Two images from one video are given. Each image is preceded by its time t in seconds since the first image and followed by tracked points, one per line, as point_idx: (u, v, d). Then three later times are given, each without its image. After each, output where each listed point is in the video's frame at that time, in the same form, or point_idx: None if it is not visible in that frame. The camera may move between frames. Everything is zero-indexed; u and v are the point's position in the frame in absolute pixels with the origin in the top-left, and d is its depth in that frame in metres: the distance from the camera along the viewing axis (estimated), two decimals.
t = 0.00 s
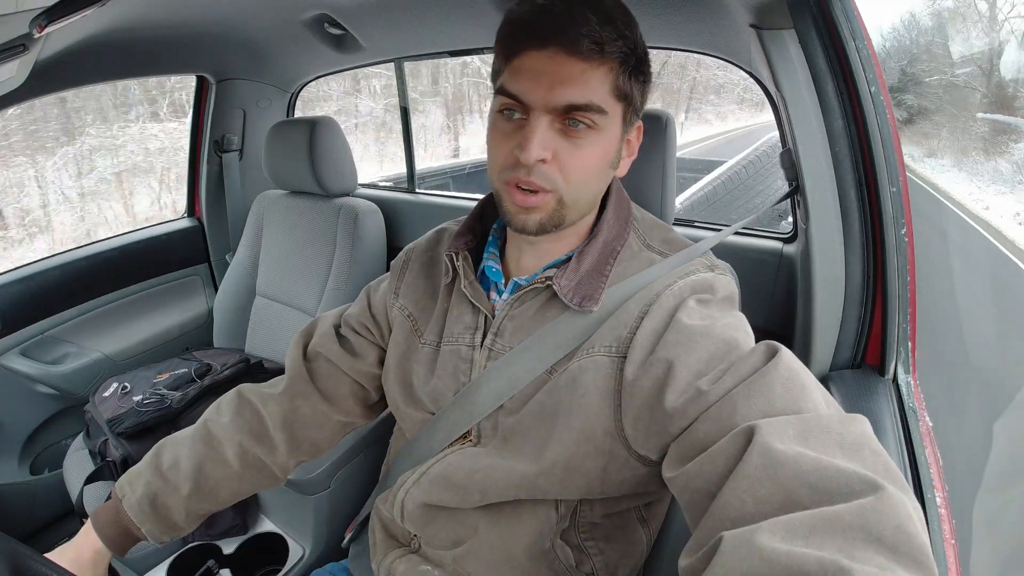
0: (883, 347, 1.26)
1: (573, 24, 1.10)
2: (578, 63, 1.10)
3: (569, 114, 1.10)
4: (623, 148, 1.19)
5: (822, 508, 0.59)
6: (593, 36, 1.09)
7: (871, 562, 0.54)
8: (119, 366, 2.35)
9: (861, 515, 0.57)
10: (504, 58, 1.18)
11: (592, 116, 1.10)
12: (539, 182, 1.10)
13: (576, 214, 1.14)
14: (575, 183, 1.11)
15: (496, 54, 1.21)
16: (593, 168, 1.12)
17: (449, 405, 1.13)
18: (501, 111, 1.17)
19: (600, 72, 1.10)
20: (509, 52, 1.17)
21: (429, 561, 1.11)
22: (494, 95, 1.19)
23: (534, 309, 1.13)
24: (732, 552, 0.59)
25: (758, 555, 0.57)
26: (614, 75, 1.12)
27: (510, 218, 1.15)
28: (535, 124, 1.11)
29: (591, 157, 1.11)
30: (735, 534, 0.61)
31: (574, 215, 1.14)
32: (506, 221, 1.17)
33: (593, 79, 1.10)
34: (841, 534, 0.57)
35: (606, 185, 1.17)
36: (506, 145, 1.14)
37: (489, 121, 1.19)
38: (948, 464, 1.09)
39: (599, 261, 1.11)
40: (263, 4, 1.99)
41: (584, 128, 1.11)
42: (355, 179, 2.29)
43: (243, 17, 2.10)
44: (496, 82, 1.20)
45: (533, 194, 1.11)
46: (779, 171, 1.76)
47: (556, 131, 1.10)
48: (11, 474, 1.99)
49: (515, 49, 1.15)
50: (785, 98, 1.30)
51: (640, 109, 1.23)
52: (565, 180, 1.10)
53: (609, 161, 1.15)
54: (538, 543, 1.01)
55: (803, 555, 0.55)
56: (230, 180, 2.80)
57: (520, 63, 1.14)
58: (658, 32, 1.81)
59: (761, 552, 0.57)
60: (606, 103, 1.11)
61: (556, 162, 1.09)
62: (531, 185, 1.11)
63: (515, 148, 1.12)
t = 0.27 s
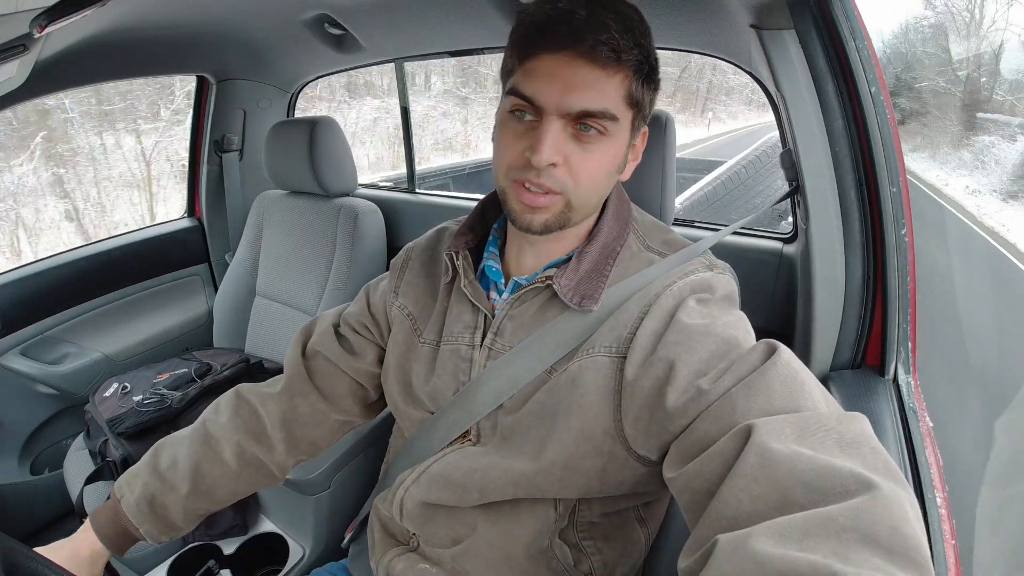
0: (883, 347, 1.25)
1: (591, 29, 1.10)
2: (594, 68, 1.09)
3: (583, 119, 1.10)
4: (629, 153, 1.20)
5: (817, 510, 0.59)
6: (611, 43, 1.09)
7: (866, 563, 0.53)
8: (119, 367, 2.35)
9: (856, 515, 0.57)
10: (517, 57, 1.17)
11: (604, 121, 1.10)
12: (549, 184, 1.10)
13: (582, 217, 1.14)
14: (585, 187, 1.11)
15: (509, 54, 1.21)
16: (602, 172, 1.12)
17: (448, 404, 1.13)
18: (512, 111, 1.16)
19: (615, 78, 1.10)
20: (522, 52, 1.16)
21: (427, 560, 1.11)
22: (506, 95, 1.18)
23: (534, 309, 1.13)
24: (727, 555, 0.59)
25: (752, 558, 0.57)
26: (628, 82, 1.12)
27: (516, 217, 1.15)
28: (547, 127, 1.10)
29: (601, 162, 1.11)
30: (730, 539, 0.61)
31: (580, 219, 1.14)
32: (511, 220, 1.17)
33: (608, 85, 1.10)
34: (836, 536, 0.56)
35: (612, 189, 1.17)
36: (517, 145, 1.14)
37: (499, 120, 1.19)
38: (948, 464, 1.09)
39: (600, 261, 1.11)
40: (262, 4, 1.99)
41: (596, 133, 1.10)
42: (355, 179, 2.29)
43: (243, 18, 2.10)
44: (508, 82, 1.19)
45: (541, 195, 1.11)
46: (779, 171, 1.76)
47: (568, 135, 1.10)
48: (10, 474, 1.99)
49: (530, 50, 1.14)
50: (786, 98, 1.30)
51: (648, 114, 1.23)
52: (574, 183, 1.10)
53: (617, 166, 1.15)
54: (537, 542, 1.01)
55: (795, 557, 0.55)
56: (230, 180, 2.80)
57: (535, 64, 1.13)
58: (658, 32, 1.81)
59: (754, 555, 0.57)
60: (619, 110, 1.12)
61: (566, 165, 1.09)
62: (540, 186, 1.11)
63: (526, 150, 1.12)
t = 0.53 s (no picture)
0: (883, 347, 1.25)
1: (572, 26, 1.10)
2: (577, 64, 1.10)
3: (568, 115, 1.11)
4: (621, 148, 1.19)
5: (809, 510, 0.59)
6: (592, 38, 1.09)
7: (860, 563, 0.54)
8: (119, 367, 2.35)
9: (850, 514, 0.57)
10: (504, 58, 1.18)
11: (589, 116, 1.11)
12: (538, 180, 1.10)
13: (574, 213, 1.14)
14: (574, 182, 1.11)
15: (496, 55, 1.21)
16: (592, 167, 1.12)
17: (446, 403, 1.13)
18: (501, 112, 1.17)
19: (599, 73, 1.11)
20: (509, 53, 1.17)
21: (425, 560, 1.10)
22: (494, 96, 1.19)
23: (534, 309, 1.13)
24: (721, 557, 0.59)
25: (746, 559, 0.57)
26: (613, 75, 1.12)
27: (508, 214, 1.16)
28: (534, 124, 1.11)
29: (589, 157, 1.12)
30: (724, 540, 0.61)
31: (572, 214, 1.14)
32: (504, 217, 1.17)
33: (592, 79, 1.10)
34: (829, 535, 0.56)
35: (604, 184, 1.17)
36: (506, 144, 1.15)
37: (490, 122, 1.20)
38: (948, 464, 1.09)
39: (599, 260, 1.11)
40: (263, 4, 1.99)
41: (583, 128, 1.11)
42: (355, 179, 2.29)
43: (243, 18, 2.10)
44: (497, 83, 1.20)
45: (531, 191, 1.12)
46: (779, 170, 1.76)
47: (555, 131, 1.11)
48: (10, 473, 1.99)
49: (515, 50, 1.15)
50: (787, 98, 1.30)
51: (639, 108, 1.22)
52: (563, 179, 1.11)
53: (607, 161, 1.15)
54: (535, 541, 1.01)
55: (789, 558, 0.55)
56: (230, 180, 2.80)
57: (520, 64, 1.14)
58: (658, 32, 1.81)
59: (748, 556, 0.57)
60: (605, 104, 1.12)
61: (554, 161, 1.10)
62: (530, 183, 1.11)
63: (514, 147, 1.13)
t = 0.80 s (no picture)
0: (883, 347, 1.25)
1: (560, 25, 1.10)
2: (566, 62, 1.10)
3: (560, 114, 1.11)
4: (617, 146, 1.19)
5: (807, 511, 0.59)
6: (580, 35, 1.09)
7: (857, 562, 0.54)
8: (119, 367, 2.35)
9: (848, 515, 0.57)
10: (497, 60, 1.19)
11: (580, 114, 1.10)
12: (531, 180, 1.10)
13: (570, 212, 1.14)
14: (567, 180, 1.11)
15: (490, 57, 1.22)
16: (586, 165, 1.12)
17: (446, 404, 1.13)
18: (495, 113, 1.18)
19: (589, 71, 1.10)
20: (501, 53, 1.17)
21: (425, 560, 1.10)
22: (489, 97, 1.19)
23: (535, 310, 1.13)
24: (720, 558, 0.59)
25: (745, 561, 0.57)
26: (604, 73, 1.11)
27: (504, 214, 1.16)
28: (526, 124, 1.12)
29: (583, 155, 1.12)
30: (722, 540, 0.61)
31: (567, 213, 1.14)
32: (500, 217, 1.17)
33: (581, 78, 1.10)
34: (828, 535, 0.56)
35: (600, 182, 1.17)
36: (501, 144, 1.15)
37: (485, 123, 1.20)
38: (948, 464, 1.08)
39: (599, 261, 1.11)
40: (263, 4, 1.99)
41: (575, 127, 1.11)
42: (355, 179, 2.29)
43: (242, 18, 2.10)
44: (491, 85, 1.20)
45: (525, 190, 1.12)
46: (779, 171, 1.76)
47: (547, 130, 1.11)
48: (10, 474, 1.99)
49: (506, 51, 1.16)
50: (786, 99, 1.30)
51: (635, 105, 1.22)
52: (557, 177, 1.11)
53: (602, 159, 1.15)
54: (534, 541, 1.01)
55: (788, 560, 0.54)
56: (230, 180, 2.80)
57: (511, 64, 1.15)
58: (658, 32, 1.81)
59: (746, 557, 0.57)
60: (597, 101, 1.11)
61: (547, 160, 1.10)
62: (524, 182, 1.11)
63: (508, 147, 1.13)
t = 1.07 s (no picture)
0: (883, 347, 1.25)
1: (557, 23, 1.11)
2: (563, 60, 1.10)
3: (558, 111, 1.11)
4: (615, 144, 1.19)
5: (807, 509, 0.59)
6: (577, 33, 1.09)
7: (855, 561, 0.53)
8: (118, 367, 2.35)
9: (848, 513, 0.57)
10: (495, 59, 1.19)
11: (578, 111, 1.11)
12: (530, 177, 1.11)
13: (569, 210, 1.14)
14: (566, 178, 1.11)
15: (489, 56, 1.22)
16: (584, 162, 1.12)
17: (446, 404, 1.13)
18: (494, 111, 1.18)
19: (586, 69, 1.11)
20: (499, 53, 1.18)
21: (425, 560, 1.10)
22: (489, 96, 1.20)
23: (535, 310, 1.13)
24: (719, 557, 0.59)
25: (743, 558, 0.57)
26: (601, 71, 1.12)
27: (503, 212, 1.16)
28: (524, 122, 1.12)
29: (581, 152, 1.12)
30: (723, 536, 0.61)
31: (567, 211, 1.14)
32: (499, 215, 1.17)
33: (579, 76, 1.10)
34: (827, 533, 0.56)
35: (598, 181, 1.17)
36: (500, 142, 1.15)
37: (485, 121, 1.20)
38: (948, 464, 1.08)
39: (599, 261, 1.11)
40: (263, 4, 1.99)
41: (574, 124, 1.11)
42: (355, 179, 2.29)
43: (242, 18, 2.10)
44: (490, 84, 1.21)
45: (524, 188, 1.12)
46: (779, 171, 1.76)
47: (545, 128, 1.11)
48: (10, 473, 1.99)
49: (505, 49, 1.16)
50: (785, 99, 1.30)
51: (633, 104, 1.22)
52: (556, 174, 1.11)
53: (601, 157, 1.15)
54: (534, 541, 1.01)
55: (788, 558, 0.54)
56: (230, 180, 2.80)
57: (509, 63, 1.15)
58: (658, 32, 1.81)
59: (747, 555, 0.57)
60: (595, 99, 1.12)
61: (545, 157, 1.10)
62: (523, 180, 1.11)
63: (506, 144, 1.13)
